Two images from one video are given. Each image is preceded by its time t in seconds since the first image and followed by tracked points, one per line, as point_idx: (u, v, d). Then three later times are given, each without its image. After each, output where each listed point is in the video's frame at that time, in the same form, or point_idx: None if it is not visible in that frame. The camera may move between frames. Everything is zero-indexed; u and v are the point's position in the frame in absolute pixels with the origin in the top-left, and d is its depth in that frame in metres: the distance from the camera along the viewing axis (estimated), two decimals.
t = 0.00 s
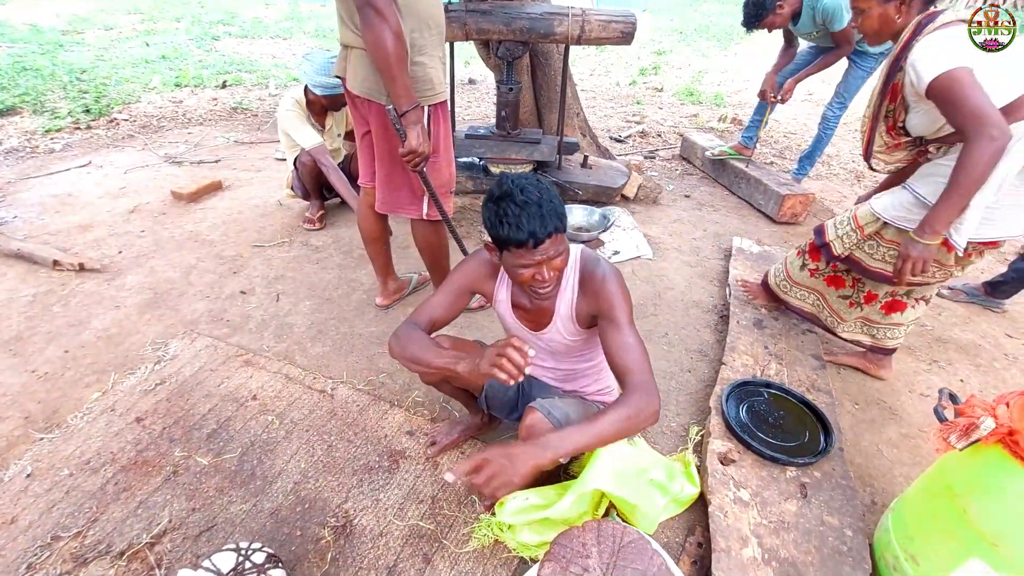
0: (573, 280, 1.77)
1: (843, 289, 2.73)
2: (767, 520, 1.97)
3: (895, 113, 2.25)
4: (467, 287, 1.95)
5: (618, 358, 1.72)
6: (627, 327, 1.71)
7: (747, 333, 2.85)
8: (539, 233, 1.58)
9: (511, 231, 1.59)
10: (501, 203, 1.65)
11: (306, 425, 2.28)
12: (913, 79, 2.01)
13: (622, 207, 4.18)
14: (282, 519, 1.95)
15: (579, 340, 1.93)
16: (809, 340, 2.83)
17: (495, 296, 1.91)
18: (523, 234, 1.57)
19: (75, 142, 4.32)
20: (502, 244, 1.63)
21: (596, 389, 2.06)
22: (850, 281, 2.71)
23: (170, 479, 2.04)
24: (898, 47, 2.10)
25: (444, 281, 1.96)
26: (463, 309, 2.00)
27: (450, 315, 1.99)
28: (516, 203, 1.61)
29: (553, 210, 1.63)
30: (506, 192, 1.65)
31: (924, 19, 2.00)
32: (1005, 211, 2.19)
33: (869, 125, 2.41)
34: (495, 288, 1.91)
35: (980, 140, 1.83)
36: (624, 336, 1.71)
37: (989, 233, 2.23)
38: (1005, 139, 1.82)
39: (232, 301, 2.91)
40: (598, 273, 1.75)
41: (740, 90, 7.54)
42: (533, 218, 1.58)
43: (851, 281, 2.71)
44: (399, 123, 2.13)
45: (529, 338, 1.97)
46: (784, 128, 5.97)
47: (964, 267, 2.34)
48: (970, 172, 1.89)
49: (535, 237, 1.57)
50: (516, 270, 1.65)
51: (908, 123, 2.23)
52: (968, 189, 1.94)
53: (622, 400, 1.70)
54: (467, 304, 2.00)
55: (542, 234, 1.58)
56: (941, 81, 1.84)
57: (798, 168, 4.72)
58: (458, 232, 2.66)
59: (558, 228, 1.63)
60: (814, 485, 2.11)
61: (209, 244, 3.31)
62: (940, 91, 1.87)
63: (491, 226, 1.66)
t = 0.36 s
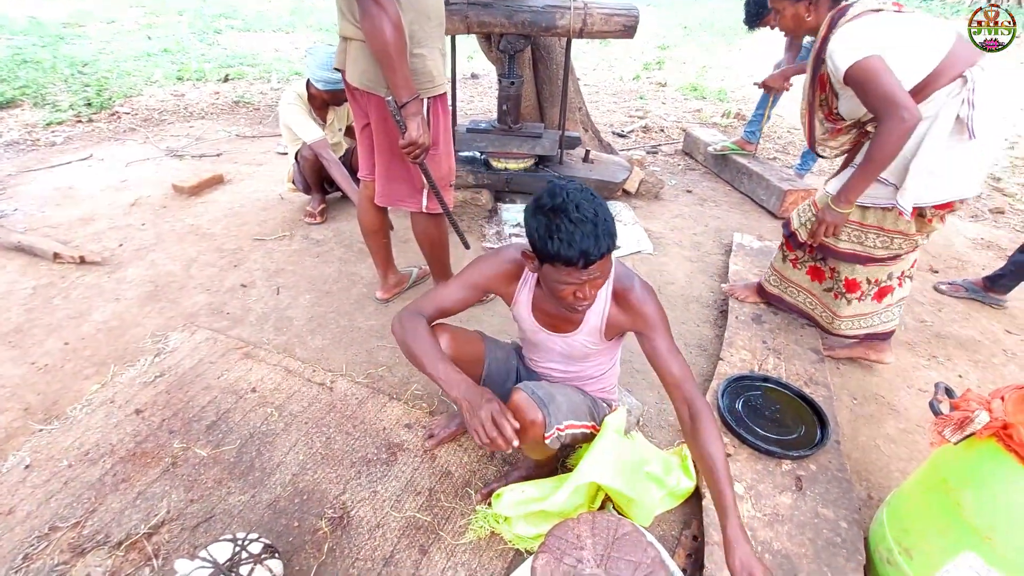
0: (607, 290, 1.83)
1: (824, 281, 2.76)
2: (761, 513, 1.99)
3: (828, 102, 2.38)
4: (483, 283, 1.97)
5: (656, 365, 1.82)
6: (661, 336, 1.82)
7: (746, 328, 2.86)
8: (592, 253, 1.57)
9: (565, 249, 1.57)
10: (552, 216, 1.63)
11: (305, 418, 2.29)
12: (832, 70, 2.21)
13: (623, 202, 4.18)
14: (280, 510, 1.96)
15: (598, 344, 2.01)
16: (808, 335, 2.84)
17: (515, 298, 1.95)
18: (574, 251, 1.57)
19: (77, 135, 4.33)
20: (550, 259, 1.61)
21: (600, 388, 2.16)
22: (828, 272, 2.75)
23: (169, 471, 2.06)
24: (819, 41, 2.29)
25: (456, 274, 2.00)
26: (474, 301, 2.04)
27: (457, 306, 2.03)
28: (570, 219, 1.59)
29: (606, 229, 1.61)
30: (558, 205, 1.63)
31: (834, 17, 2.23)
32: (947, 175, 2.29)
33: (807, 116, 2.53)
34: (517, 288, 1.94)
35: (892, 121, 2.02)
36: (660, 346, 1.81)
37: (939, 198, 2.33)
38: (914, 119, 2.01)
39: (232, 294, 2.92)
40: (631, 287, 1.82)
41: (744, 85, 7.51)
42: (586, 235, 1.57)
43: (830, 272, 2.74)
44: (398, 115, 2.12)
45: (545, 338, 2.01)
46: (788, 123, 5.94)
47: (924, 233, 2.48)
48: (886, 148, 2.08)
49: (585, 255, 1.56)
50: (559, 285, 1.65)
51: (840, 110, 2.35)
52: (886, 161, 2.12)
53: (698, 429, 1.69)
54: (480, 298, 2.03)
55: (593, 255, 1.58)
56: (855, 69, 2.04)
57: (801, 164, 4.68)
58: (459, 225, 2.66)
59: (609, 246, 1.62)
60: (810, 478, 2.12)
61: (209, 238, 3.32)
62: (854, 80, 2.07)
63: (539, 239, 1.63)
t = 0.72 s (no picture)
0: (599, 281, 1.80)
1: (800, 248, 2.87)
2: (732, 483, 2.07)
3: (776, 50, 2.49)
4: (472, 263, 1.95)
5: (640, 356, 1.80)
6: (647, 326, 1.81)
7: (728, 305, 2.89)
8: (588, 250, 1.53)
9: (563, 244, 1.52)
10: (553, 207, 1.58)
11: (288, 395, 2.32)
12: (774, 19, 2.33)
13: (612, 179, 4.17)
14: (262, 485, 2.00)
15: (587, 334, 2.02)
16: (790, 311, 2.88)
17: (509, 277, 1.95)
18: (570, 246, 1.52)
19: (60, 115, 4.29)
20: (545, 250, 1.58)
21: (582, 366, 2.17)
22: (803, 236, 2.86)
23: (153, 447, 2.10)
24: None
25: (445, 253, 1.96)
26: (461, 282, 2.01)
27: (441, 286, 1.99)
28: (570, 214, 1.53)
29: (607, 227, 1.55)
30: (560, 196, 1.57)
31: None
32: (878, 120, 2.44)
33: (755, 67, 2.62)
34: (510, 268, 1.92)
35: (826, 67, 2.17)
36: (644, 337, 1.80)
37: (869, 143, 2.48)
38: (846, 66, 2.16)
39: (217, 274, 2.93)
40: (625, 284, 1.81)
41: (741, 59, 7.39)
42: (585, 232, 1.52)
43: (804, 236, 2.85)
44: (372, 89, 2.11)
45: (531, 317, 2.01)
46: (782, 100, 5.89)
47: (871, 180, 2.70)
48: (821, 94, 2.23)
49: (582, 253, 1.53)
50: (552, 277, 1.63)
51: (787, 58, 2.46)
52: (823, 108, 2.27)
53: (671, 420, 1.73)
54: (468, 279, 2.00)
55: (589, 253, 1.54)
56: (792, 14, 2.17)
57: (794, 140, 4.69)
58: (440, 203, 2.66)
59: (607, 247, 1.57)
60: (782, 450, 2.20)
61: (194, 218, 3.32)
62: (792, 26, 2.20)
63: (537, 228, 1.58)
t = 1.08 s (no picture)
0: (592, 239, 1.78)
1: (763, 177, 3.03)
2: (715, 434, 2.13)
3: None
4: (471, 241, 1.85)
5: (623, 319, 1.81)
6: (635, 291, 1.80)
7: (721, 264, 2.90)
8: (569, 207, 1.46)
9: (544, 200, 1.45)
10: (537, 159, 1.50)
11: (283, 351, 2.38)
12: None
13: (610, 141, 4.12)
14: (258, 436, 2.07)
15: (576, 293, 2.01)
16: (782, 270, 2.89)
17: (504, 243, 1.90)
18: (549, 201, 1.45)
19: (57, 81, 4.29)
20: (527, 205, 1.51)
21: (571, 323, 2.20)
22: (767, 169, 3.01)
23: (153, 401, 2.17)
24: None
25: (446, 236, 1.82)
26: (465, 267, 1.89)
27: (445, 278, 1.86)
28: (552, 167, 1.45)
29: (592, 183, 1.47)
30: (545, 149, 1.49)
31: None
32: (844, 52, 2.56)
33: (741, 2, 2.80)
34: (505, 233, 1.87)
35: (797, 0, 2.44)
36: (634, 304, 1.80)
37: (835, 74, 2.60)
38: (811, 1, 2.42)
39: (214, 237, 2.97)
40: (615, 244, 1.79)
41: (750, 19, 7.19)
42: (566, 188, 1.44)
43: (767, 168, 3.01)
44: (356, 43, 2.11)
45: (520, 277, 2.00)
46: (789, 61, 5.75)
47: (839, 113, 2.73)
48: (795, 23, 2.47)
49: (564, 210, 1.45)
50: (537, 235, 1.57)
51: None
52: (794, 38, 2.51)
53: (642, 383, 1.75)
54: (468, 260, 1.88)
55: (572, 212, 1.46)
56: None
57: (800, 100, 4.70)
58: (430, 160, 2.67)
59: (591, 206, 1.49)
60: (766, 403, 2.25)
61: (191, 182, 3.34)
62: None
63: (520, 181, 1.52)
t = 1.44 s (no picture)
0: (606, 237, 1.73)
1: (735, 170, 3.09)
2: (732, 427, 2.10)
3: None
4: (494, 262, 1.80)
5: (638, 309, 1.80)
6: (652, 281, 1.79)
7: (751, 257, 2.82)
8: (566, 205, 1.40)
9: (538, 201, 1.40)
10: (533, 159, 1.47)
11: (311, 331, 2.47)
12: None
13: (644, 132, 4.06)
14: (284, 409, 2.16)
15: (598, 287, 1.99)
16: (816, 264, 2.78)
17: (523, 258, 1.88)
18: (545, 200, 1.40)
19: (115, 74, 4.55)
20: (525, 205, 1.47)
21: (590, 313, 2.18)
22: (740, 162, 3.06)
23: (190, 373, 2.29)
24: None
25: (469, 265, 1.77)
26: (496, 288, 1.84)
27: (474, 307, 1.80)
28: (547, 166, 1.41)
29: (590, 178, 1.41)
30: (541, 148, 1.45)
31: None
32: (823, 53, 2.63)
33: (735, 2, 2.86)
34: (522, 247, 1.84)
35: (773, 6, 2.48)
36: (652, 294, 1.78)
37: (817, 72, 2.68)
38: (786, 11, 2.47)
39: (251, 222, 3.10)
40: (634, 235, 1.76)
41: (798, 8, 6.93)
42: (561, 187, 1.39)
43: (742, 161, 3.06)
44: (383, 30, 2.16)
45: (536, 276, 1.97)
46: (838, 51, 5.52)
47: (824, 104, 2.82)
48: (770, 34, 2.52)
49: (562, 210, 1.40)
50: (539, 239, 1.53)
51: None
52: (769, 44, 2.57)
53: (651, 376, 1.75)
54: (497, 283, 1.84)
55: (572, 211, 1.41)
56: None
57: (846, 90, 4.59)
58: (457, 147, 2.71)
59: (591, 203, 1.43)
60: (789, 398, 2.19)
61: (233, 169, 3.49)
62: None
63: (518, 183, 1.49)
